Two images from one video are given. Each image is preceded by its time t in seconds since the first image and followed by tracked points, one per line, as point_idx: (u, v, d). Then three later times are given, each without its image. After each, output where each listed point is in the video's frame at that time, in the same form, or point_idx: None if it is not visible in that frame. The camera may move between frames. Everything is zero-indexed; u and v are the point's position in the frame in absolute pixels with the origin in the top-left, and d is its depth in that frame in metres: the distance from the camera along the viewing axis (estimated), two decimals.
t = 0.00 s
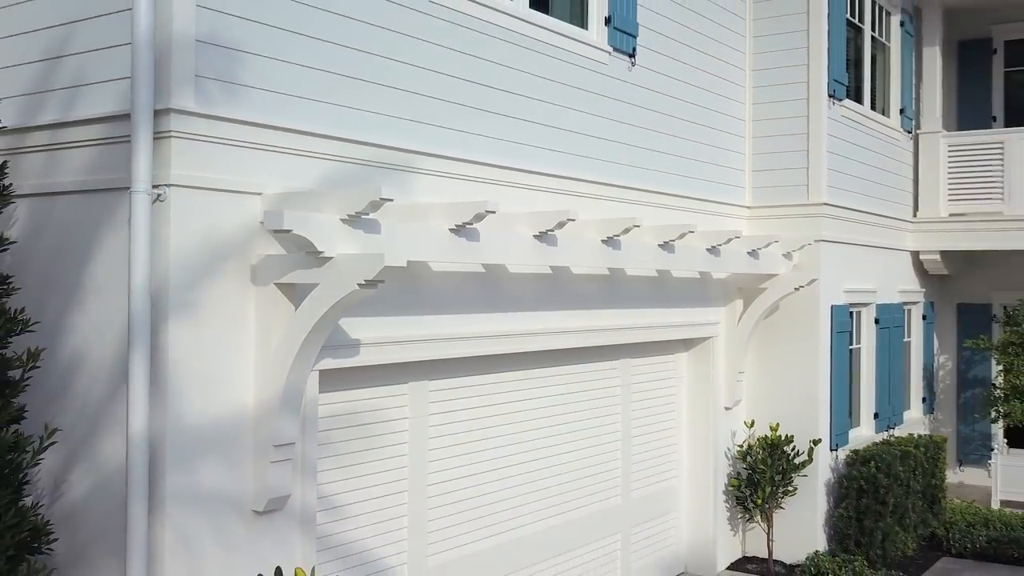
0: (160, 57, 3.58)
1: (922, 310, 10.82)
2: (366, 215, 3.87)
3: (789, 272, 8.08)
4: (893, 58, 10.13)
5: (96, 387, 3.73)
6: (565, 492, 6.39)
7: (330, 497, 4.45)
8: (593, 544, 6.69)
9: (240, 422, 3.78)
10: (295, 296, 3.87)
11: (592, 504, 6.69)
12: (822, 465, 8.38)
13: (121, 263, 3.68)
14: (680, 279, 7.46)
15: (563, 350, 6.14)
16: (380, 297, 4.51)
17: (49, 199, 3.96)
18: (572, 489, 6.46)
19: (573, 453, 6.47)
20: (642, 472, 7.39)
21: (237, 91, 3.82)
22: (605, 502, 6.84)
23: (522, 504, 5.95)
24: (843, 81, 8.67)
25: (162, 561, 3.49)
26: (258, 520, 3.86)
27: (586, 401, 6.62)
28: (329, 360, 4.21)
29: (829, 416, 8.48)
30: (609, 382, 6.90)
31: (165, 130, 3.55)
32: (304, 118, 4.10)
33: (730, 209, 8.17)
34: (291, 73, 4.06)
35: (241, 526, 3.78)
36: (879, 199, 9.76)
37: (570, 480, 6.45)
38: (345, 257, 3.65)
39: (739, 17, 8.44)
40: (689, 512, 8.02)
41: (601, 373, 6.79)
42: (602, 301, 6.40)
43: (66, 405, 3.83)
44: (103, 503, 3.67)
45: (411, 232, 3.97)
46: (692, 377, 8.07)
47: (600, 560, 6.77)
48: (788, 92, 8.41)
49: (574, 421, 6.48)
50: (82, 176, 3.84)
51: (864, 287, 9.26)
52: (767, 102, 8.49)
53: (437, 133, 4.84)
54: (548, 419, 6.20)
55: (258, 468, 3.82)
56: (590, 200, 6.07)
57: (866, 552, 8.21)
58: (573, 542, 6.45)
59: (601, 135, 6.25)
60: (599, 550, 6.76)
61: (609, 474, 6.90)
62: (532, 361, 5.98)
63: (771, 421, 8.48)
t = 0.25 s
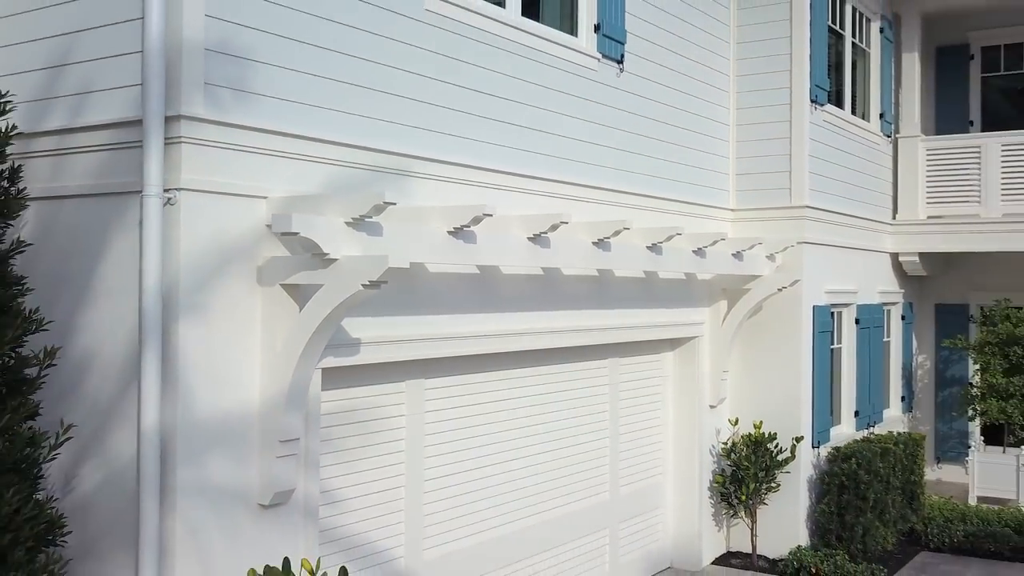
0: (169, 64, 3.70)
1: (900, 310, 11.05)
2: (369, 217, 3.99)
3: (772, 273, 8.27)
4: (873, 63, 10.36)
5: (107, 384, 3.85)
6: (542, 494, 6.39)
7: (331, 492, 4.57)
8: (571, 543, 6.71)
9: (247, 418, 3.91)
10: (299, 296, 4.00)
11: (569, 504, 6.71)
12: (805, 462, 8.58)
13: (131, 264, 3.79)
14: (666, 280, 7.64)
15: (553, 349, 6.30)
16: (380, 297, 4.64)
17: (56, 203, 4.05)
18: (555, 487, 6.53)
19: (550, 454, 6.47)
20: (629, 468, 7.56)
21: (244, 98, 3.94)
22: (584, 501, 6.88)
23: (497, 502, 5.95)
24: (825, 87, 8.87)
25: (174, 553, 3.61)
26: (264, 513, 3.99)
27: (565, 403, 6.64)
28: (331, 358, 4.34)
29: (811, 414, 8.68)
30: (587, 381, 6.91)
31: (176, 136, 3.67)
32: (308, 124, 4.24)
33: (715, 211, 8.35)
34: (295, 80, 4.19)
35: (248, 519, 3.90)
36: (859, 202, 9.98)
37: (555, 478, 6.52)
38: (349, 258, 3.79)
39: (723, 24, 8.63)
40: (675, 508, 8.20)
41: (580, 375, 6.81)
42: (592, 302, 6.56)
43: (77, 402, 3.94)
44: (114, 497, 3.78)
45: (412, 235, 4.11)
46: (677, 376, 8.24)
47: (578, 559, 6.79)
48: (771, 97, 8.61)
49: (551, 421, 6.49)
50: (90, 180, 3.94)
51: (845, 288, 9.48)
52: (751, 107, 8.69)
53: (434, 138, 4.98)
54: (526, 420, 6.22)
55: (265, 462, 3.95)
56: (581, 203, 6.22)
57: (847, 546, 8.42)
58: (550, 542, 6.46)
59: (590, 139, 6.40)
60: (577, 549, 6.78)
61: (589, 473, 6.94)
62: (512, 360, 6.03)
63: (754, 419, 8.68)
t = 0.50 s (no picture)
0: (179, 72, 3.83)
1: (880, 311, 11.28)
2: (372, 221, 4.13)
3: (755, 274, 8.46)
4: (852, 69, 10.59)
5: (115, 381, 3.97)
6: (518, 496, 6.40)
7: (331, 487, 4.70)
8: (548, 543, 6.73)
9: (253, 415, 4.05)
10: (303, 297, 4.12)
11: (546, 505, 6.72)
12: (787, 459, 8.78)
13: (140, 265, 3.91)
14: (653, 281, 7.81)
15: (544, 349, 6.45)
16: (378, 298, 4.78)
17: (65, 206, 4.16)
18: (545, 483, 6.69)
19: (528, 453, 6.49)
20: (616, 465, 7.72)
21: (250, 104, 4.08)
22: (562, 501, 6.90)
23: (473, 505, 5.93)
24: (806, 92, 9.08)
25: (184, 545, 3.74)
26: (269, 506, 4.13)
27: (544, 403, 6.68)
28: (332, 357, 4.47)
29: (793, 412, 8.88)
30: (571, 380, 7.02)
31: (185, 142, 3.80)
32: (310, 130, 4.37)
33: (699, 214, 8.53)
34: (298, 87, 4.32)
35: (253, 511, 4.04)
36: (840, 205, 10.20)
37: (544, 475, 6.68)
38: (353, 260, 3.92)
39: (708, 31, 8.82)
40: (660, 505, 8.37)
41: (555, 377, 6.81)
42: (581, 302, 6.72)
43: (85, 400, 4.05)
44: (124, 491, 3.90)
45: (413, 238, 4.26)
46: (663, 375, 8.42)
47: (556, 559, 6.83)
48: (755, 103, 8.80)
49: (530, 420, 6.52)
50: (99, 184, 4.05)
51: (826, 289, 9.69)
52: (735, 112, 8.88)
53: (430, 144, 5.12)
54: (505, 422, 6.26)
55: (270, 457, 4.09)
56: (571, 206, 6.38)
57: (829, 541, 8.63)
58: (524, 543, 6.46)
59: (580, 144, 6.56)
60: (554, 549, 6.80)
61: (565, 473, 6.94)
62: (490, 361, 6.05)
63: (738, 417, 8.86)
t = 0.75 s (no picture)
0: (187, 81, 3.95)
1: (859, 312, 11.52)
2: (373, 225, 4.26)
3: (739, 276, 8.65)
4: (833, 75, 10.81)
5: (124, 380, 4.09)
6: (497, 496, 6.43)
7: (331, 483, 4.84)
8: (525, 543, 6.74)
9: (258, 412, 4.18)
10: (306, 298, 4.25)
11: (525, 504, 6.75)
12: (770, 456, 8.97)
13: (148, 268, 4.02)
14: (640, 283, 7.98)
15: (534, 349, 6.61)
16: (377, 299, 4.92)
17: (75, 210, 4.28)
18: (535, 480, 6.85)
19: (519, 450, 6.65)
20: (604, 463, 7.89)
21: (254, 111, 4.19)
22: (542, 502, 6.93)
23: (454, 505, 5.95)
24: (789, 98, 9.29)
25: (193, 538, 3.88)
26: (273, 501, 4.26)
27: (526, 403, 6.72)
28: (333, 356, 4.60)
29: (776, 411, 9.08)
30: (561, 379, 7.18)
31: (194, 148, 3.92)
32: (313, 136, 4.50)
33: (685, 217, 8.71)
34: (300, 94, 4.44)
35: (259, 506, 4.19)
36: (821, 208, 10.42)
37: (535, 472, 6.84)
38: (356, 263, 4.06)
39: (693, 37, 9.01)
40: (646, 502, 8.54)
41: (538, 377, 6.86)
42: (571, 303, 6.88)
43: (94, 398, 4.17)
44: (133, 486, 4.03)
45: (413, 241, 4.41)
46: (649, 375, 8.59)
47: (535, 559, 6.85)
48: (738, 108, 9.00)
49: (512, 420, 6.57)
50: (108, 189, 4.17)
51: (807, 291, 9.90)
52: (719, 117, 9.08)
53: (427, 149, 5.26)
54: (488, 422, 6.30)
55: (274, 453, 4.23)
56: (561, 210, 6.53)
57: (810, 537, 8.83)
58: (504, 543, 6.50)
59: (570, 149, 6.73)
60: (532, 549, 6.82)
61: (545, 473, 6.98)
62: (474, 361, 6.09)
63: (722, 416, 9.05)
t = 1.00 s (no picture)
0: (196, 89, 4.08)
1: (839, 313, 11.76)
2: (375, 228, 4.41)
3: (723, 278, 8.84)
4: (814, 81, 11.04)
5: (133, 379, 4.21)
6: (480, 496, 6.46)
7: (332, 480, 4.97)
8: (505, 544, 6.76)
9: (263, 411, 4.32)
10: (309, 300, 4.41)
11: (506, 504, 6.78)
12: (754, 454, 9.17)
13: (157, 271, 4.15)
14: (627, 285, 8.16)
15: (525, 349, 6.76)
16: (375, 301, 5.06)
17: (85, 214, 4.40)
18: (526, 477, 7.01)
19: (511, 448, 6.80)
20: (592, 460, 8.06)
21: (258, 118, 4.32)
22: (521, 502, 6.95)
23: (437, 505, 5.97)
24: (771, 104, 9.49)
25: (202, 532, 4.01)
26: (277, 496, 4.40)
27: (509, 403, 6.76)
28: (334, 356, 4.74)
29: (759, 410, 9.28)
30: (551, 378, 7.33)
31: (202, 154, 4.05)
32: (315, 142, 4.63)
33: (670, 220, 8.89)
34: (303, 102, 4.57)
35: (265, 502, 4.33)
36: (803, 211, 10.64)
37: (526, 469, 6.99)
38: (359, 266, 4.20)
39: (678, 44, 9.20)
40: (633, 498, 8.72)
41: (521, 378, 6.92)
42: (561, 305, 7.04)
43: (103, 397, 4.29)
44: (143, 482, 4.16)
45: (413, 244, 4.56)
46: (636, 375, 8.77)
47: (514, 559, 6.87)
48: (722, 114, 9.20)
49: (495, 420, 6.61)
50: (117, 193, 4.30)
51: (789, 292, 10.12)
52: (703, 122, 9.28)
53: (423, 154, 5.41)
54: (472, 422, 6.34)
55: (279, 450, 4.36)
56: (551, 214, 6.68)
57: (793, 533, 9.04)
58: (486, 543, 6.53)
59: (560, 154, 6.89)
60: (512, 549, 6.84)
61: (526, 474, 7.01)
62: (460, 362, 6.15)
63: (707, 414, 9.24)
